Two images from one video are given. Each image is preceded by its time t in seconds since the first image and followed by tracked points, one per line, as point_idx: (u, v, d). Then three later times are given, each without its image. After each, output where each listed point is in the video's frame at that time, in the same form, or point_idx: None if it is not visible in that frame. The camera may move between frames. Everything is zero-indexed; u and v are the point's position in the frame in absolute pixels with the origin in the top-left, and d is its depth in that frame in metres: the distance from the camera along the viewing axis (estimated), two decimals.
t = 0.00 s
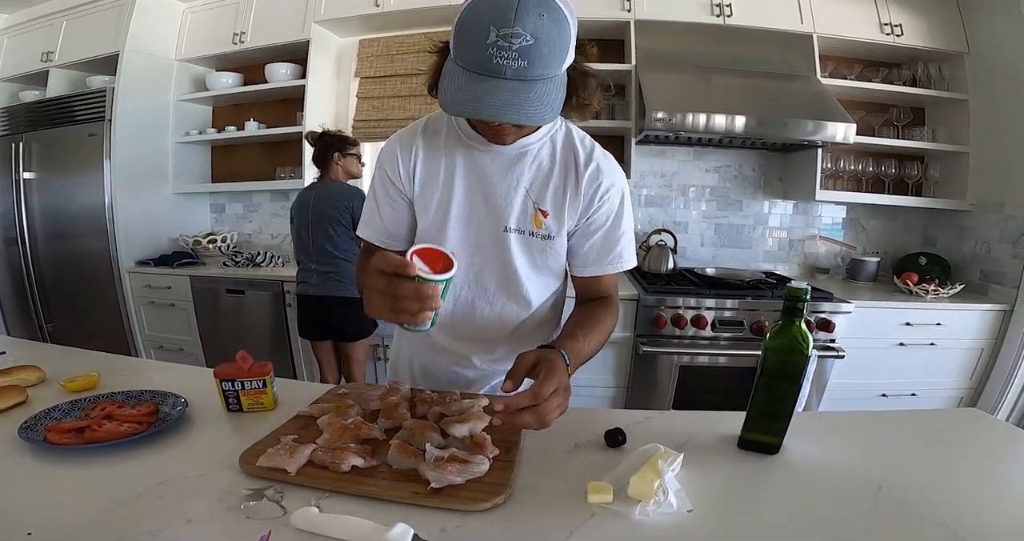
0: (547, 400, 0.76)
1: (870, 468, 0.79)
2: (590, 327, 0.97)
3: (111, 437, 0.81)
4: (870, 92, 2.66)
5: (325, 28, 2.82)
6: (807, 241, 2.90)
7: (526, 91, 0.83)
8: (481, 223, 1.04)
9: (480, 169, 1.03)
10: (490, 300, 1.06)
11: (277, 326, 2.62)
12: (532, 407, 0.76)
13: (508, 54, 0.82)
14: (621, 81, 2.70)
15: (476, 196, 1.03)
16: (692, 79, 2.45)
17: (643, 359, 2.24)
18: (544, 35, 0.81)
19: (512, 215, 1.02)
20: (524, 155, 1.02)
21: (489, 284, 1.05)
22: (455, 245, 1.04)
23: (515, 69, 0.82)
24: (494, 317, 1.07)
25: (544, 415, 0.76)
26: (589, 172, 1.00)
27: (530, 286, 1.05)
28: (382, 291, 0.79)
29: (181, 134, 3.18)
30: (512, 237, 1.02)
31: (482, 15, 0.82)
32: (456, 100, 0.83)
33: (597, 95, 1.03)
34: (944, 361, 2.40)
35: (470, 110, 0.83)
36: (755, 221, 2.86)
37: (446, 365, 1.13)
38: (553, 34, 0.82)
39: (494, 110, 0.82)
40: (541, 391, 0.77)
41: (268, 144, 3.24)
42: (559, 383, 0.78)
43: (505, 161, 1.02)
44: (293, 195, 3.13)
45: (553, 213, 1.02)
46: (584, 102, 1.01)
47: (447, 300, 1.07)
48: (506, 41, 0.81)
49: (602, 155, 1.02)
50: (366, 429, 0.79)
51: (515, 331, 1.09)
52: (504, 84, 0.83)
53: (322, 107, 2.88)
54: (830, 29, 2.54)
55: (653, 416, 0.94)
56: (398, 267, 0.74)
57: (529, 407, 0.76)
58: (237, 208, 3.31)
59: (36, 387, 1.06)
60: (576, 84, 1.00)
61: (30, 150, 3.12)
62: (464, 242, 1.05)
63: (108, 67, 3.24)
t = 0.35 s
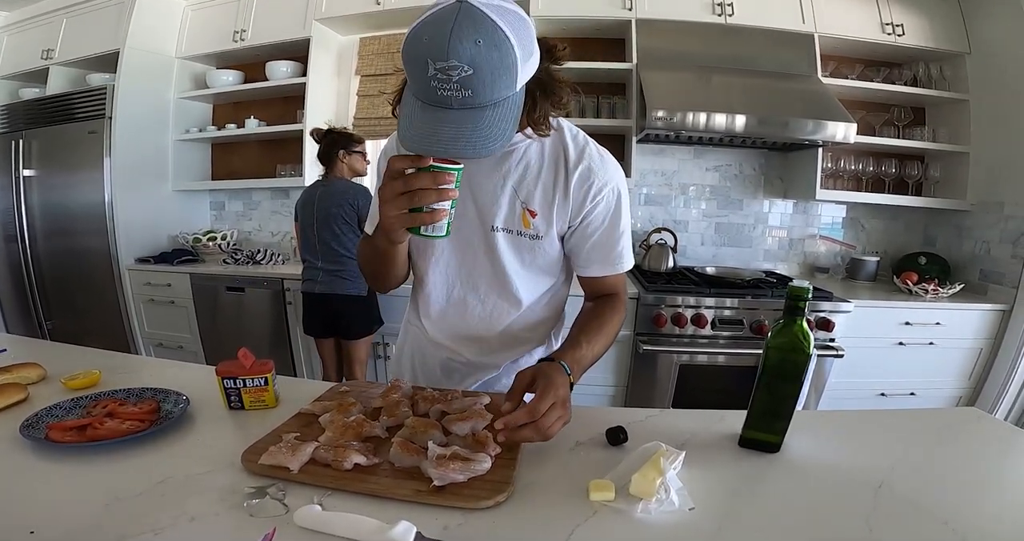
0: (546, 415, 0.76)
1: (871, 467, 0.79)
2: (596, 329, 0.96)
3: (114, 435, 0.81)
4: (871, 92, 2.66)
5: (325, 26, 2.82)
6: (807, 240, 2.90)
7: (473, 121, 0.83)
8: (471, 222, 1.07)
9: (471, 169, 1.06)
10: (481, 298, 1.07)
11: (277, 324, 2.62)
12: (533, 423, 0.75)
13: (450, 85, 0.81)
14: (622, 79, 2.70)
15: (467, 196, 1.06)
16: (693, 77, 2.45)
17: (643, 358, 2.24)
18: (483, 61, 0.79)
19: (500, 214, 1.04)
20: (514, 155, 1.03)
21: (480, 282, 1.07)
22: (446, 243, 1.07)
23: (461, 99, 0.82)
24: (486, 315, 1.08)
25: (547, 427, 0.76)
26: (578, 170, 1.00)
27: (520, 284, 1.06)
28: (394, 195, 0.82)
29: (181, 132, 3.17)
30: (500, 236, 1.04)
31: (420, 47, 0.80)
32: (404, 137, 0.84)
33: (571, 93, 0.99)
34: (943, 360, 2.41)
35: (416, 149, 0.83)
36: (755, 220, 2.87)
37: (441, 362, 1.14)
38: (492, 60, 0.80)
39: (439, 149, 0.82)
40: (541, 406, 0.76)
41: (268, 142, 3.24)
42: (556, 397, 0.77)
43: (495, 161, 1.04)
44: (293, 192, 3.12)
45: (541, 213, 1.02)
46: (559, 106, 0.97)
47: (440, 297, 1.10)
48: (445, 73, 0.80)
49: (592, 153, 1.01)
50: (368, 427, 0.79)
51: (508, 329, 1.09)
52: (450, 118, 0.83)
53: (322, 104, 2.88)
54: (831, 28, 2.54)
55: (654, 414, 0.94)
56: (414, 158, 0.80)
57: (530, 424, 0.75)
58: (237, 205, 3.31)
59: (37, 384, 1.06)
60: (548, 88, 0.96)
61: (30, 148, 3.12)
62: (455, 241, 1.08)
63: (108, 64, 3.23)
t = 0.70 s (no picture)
0: (537, 428, 0.73)
1: (870, 466, 0.79)
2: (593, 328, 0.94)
3: (113, 433, 0.81)
4: (871, 90, 2.66)
5: (325, 24, 2.81)
6: (806, 239, 2.90)
7: (474, 121, 0.83)
8: (469, 219, 1.07)
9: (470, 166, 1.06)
10: (479, 295, 1.07)
11: (277, 322, 2.62)
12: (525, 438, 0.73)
13: (452, 86, 0.81)
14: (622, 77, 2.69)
15: (465, 193, 1.06)
16: (693, 75, 2.44)
17: (643, 356, 2.25)
18: (483, 61, 0.79)
19: (498, 211, 1.04)
20: (512, 152, 1.03)
21: (478, 279, 1.07)
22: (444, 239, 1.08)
23: (462, 99, 0.82)
24: (484, 313, 1.08)
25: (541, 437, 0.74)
26: (577, 166, 0.99)
27: (518, 281, 1.06)
28: (395, 193, 0.83)
29: (180, 129, 3.17)
30: (498, 233, 1.04)
31: (420, 48, 0.80)
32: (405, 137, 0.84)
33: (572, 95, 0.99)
34: (942, 359, 2.41)
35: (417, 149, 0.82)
36: (755, 219, 2.87)
37: (440, 359, 1.14)
38: (493, 60, 0.79)
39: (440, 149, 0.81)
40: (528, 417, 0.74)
41: (268, 139, 3.23)
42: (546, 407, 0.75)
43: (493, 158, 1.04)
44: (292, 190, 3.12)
45: (540, 209, 1.02)
46: (559, 105, 0.97)
47: (439, 293, 1.10)
48: (446, 74, 0.80)
49: (591, 149, 1.00)
50: (368, 425, 0.79)
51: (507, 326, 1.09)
52: (450, 118, 0.83)
53: (322, 102, 2.87)
54: (832, 26, 2.54)
55: (654, 412, 0.94)
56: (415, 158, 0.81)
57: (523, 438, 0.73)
58: (237, 203, 3.30)
59: (36, 382, 1.06)
60: (548, 89, 0.95)
61: (29, 146, 3.11)
62: (453, 238, 1.07)
63: (107, 62, 3.22)
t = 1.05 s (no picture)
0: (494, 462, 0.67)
1: (870, 464, 0.80)
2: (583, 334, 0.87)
3: (115, 432, 0.81)
4: (872, 89, 2.66)
5: (325, 22, 2.81)
6: (806, 237, 2.91)
7: (479, 108, 0.84)
8: (469, 215, 1.06)
9: (470, 163, 1.06)
10: (480, 292, 1.07)
11: (277, 320, 2.62)
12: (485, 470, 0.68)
13: (456, 73, 0.82)
14: (623, 76, 2.69)
15: (466, 189, 1.06)
16: (694, 74, 2.44)
17: (643, 354, 2.25)
18: (485, 47, 0.80)
19: (498, 207, 1.04)
20: (512, 148, 1.03)
21: (477, 276, 1.07)
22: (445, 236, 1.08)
23: (467, 87, 0.83)
24: (486, 309, 1.08)
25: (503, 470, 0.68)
26: (575, 161, 0.98)
27: (518, 278, 1.06)
28: (374, 267, 0.91)
29: (180, 127, 3.16)
30: (497, 229, 1.04)
31: (424, 38, 0.81)
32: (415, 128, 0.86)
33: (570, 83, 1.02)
34: (941, 358, 2.41)
35: (428, 139, 0.85)
36: (755, 217, 2.87)
37: (443, 356, 1.14)
38: (496, 47, 0.80)
39: (450, 137, 0.83)
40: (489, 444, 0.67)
41: (268, 138, 3.23)
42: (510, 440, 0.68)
43: (492, 154, 1.04)
44: (292, 188, 3.12)
45: (538, 204, 1.01)
46: (560, 93, 0.99)
47: (442, 290, 1.12)
48: (450, 63, 0.81)
49: (590, 143, 0.99)
50: (370, 423, 0.80)
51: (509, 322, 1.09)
52: (457, 106, 0.84)
53: (322, 100, 2.87)
54: (833, 25, 2.53)
55: (655, 411, 0.95)
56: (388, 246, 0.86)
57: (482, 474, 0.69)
58: (236, 201, 3.30)
59: (37, 381, 1.06)
60: (549, 77, 0.98)
61: (28, 144, 3.10)
62: (454, 235, 1.08)
63: (106, 60, 3.21)
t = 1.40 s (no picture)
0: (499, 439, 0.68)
1: (871, 463, 0.79)
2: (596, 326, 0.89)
3: (114, 431, 0.81)
4: (872, 87, 2.66)
5: (324, 19, 2.80)
6: (806, 235, 2.91)
7: (459, 101, 0.83)
8: (463, 215, 1.06)
9: (464, 162, 1.05)
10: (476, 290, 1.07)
11: (276, 318, 2.61)
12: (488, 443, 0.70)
13: (431, 66, 0.81)
14: (623, 74, 2.68)
15: (460, 189, 1.05)
16: (694, 72, 2.43)
17: (643, 352, 2.25)
18: (460, 38, 0.79)
19: (491, 208, 1.03)
20: (505, 148, 1.02)
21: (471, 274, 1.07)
22: (441, 235, 1.08)
23: (444, 79, 0.82)
24: (482, 308, 1.08)
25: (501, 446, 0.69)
26: (569, 161, 0.97)
27: (513, 277, 1.05)
28: (361, 281, 0.92)
29: (179, 125, 3.15)
30: (491, 229, 1.03)
31: (397, 33, 0.81)
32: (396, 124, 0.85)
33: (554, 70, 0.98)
34: (940, 356, 2.41)
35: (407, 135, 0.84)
36: (754, 215, 2.87)
37: (440, 353, 1.14)
38: (470, 36, 0.79)
39: (429, 130, 0.82)
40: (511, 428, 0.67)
41: (266, 135, 3.22)
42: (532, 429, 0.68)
43: (484, 154, 1.03)
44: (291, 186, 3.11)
45: (532, 205, 1.00)
46: (546, 86, 0.96)
47: (439, 287, 1.12)
48: (424, 54, 0.80)
49: (585, 142, 0.98)
50: (369, 422, 0.79)
51: (507, 320, 1.09)
52: (435, 100, 0.83)
53: (321, 97, 2.86)
54: (833, 24, 2.53)
55: (655, 409, 0.94)
56: (375, 265, 0.87)
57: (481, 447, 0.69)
58: (235, 199, 3.29)
59: (36, 380, 1.06)
60: (532, 68, 0.94)
61: (26, 142, 3.09)
62: (449, 233, 1.07)
63: (104, 58, 3.20)
